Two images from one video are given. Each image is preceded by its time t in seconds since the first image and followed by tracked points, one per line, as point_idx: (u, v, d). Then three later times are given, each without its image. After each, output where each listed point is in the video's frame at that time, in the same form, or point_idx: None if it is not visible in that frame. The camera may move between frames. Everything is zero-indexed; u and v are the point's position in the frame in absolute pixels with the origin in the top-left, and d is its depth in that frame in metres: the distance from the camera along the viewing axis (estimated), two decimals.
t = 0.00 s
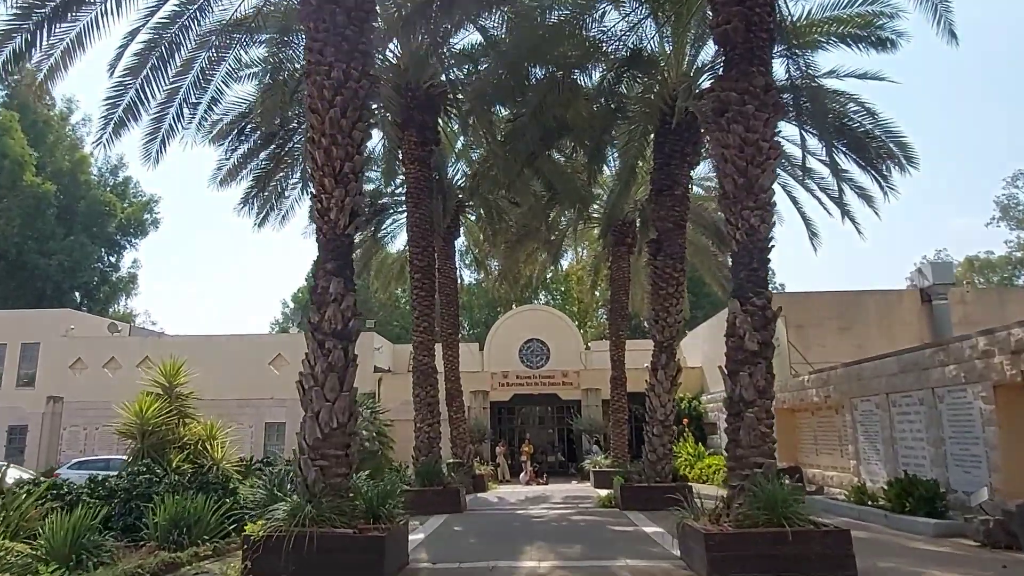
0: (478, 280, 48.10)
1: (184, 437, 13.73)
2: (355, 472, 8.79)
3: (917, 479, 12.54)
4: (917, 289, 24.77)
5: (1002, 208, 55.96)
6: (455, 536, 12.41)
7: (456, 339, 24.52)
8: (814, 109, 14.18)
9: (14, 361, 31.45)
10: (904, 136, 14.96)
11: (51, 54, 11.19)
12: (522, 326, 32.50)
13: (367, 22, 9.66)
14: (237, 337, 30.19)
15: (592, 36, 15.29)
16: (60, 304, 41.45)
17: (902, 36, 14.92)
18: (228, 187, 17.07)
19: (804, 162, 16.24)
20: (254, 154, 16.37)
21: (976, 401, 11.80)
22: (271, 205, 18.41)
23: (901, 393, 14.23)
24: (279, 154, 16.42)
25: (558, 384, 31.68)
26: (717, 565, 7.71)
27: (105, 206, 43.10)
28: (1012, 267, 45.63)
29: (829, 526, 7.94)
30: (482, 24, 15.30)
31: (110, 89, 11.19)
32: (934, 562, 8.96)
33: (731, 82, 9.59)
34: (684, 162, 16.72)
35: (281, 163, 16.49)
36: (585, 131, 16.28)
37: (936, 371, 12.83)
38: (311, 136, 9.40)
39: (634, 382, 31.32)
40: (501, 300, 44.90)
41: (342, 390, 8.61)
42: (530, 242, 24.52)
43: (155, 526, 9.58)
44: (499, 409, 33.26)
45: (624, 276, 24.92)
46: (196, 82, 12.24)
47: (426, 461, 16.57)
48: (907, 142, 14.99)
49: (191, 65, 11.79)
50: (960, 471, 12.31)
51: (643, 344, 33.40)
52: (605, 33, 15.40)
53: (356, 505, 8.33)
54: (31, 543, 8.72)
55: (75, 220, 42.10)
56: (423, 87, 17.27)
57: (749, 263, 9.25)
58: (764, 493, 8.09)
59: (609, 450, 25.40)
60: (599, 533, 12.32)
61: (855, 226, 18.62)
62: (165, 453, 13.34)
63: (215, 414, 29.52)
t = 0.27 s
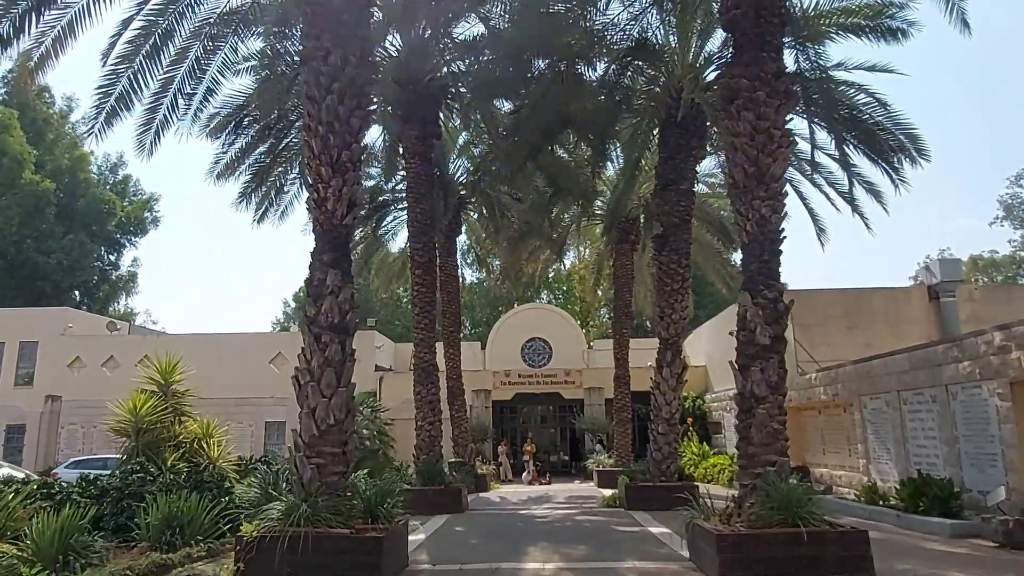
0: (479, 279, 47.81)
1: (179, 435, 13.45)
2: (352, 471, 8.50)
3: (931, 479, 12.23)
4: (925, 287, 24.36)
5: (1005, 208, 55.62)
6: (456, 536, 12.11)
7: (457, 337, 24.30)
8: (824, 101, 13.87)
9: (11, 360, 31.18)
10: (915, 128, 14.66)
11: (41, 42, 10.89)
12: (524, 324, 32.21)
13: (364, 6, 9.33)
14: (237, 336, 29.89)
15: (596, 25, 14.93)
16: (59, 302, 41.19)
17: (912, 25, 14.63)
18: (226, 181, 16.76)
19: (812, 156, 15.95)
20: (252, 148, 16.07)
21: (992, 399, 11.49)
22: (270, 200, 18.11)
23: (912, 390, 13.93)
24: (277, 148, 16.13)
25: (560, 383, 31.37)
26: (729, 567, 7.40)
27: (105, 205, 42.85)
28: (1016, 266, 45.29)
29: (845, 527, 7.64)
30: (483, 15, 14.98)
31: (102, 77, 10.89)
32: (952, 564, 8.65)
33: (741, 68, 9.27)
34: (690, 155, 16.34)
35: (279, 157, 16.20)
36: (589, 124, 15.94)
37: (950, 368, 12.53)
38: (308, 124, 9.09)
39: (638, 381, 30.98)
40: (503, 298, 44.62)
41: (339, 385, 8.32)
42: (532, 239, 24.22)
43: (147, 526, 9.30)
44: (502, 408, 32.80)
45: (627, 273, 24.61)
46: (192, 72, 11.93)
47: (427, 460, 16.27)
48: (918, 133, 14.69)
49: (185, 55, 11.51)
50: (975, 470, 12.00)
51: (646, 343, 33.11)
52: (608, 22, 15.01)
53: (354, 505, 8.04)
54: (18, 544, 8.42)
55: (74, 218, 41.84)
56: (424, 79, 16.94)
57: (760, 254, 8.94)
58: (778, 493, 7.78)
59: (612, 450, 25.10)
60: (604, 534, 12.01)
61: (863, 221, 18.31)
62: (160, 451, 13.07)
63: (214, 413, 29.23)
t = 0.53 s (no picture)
0: (481, 278, 47.51)
1: (175, 437, 13.16)
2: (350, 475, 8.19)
3: (945, 481, 11.89)
4: (932, 285, 23.96)
5: (1009, 207, 55.21)
6: (458, 541, 11.78)
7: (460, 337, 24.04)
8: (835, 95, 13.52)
9: (10, 360, 30.90)
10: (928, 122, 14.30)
11: (30, 32, 10.62)
12: (527, 324, 31.90)
13: None
14: (237, 336, 29.59)
15: (602, 16, 14.33)
16: (59, 302, 40.92)
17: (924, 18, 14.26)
18: (223, 177, 16.47)
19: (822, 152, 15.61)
20: (250, 144, 15.78)
21: (1009, 399, 11.15)
22: (269, 197, 17.81)
23: (925, 390, 13.60)
24: (275, 144, 15.83)
25: (564, 384, 31.05)
26: None
27: (105, 204, 42.58)
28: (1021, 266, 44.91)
29: (863, 534, 7.32)
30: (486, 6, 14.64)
31: (93, 68, 10.61)
32: (973, 570, 8.32)
33: (753, 57, 8.94)
34: (696, 151, 16.05)
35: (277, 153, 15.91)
36: (593, 119, 15.61)
37: (964, 368, 12.20)
38: (305, 115, 8.78)
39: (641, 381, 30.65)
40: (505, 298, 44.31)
41: (336, 386, 8.01)
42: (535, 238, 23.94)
43: (138, 532, 9.00)
44: (504, 409, 32.55)
45: (631, 272, 24.28)
46: (186, 64, 11.66)
47: (429, 462, 15.95)
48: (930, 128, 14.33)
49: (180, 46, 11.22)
50: (990, 473, 11.67)
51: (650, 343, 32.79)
52: (614, 14, 14.43)
53: (351, 510, 7.73)
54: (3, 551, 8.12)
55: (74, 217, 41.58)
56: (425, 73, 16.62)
57: (773, 250, 8.62)
58: (794, 498, 7.46)
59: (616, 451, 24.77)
60: (610, 538, 11.69)
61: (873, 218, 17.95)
62: (155, 454, 12.78)
63: (214, 414, 28.95)
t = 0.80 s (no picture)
0: (482, 278, 47.23)
1: (168, 436, 12.87)
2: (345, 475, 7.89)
3: (958, 480, 11.59)
4: (938, 282, 23.63)
5: (1012, 206, 54.87)
6: (458, 542, 11.47)
7: (461, 337, 23.75)
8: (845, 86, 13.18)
9: (7, 360, 30.63)
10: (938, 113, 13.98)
11: (18, 19, 10.40)
12: (528, 323, 31.63)
13: None
14: (236, 335, 29.34)
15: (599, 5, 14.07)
16: (57, 302, 40.62)
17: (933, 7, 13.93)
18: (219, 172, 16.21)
19: (829, 146, 15.31)
20: (245, 138, 15.50)
21: None
22: (266, 193, 17.54)
23: (935, 387, 13.29)
24: (270, 138, 15.55)
25: (565, 383, 30.75)
26: None
27: (104, 203, 42.33)
28: None
29: (880, 535, 7.00)
30: None
31: (82, 55, 10.37)
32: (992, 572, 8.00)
33: (761, 41, 8.66)
34: (701, 144, 15.77)
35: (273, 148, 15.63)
36: (595, 111, 15.32)
37: (976, 363, 11.89)
38: (299, 101, 8.49)
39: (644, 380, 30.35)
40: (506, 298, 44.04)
41: (330, 381, 7.71)
42: (536, 235, 23.65)
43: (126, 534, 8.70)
44: (505, 409, 32.27)
45: (634, 269, 23.98)
46: (178, 53, 11.42)
47: (429, 462, 15.65)
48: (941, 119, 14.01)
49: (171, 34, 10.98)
50: (1004, 471, 11.36)
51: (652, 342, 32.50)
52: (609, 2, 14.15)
53: (345, 511, 7.42)
54: None
55: (72, 217, 41.32)
56: (425, 65, 16.36)
57: (783, 240, 8.33)
58: (807, 497, 7.15)
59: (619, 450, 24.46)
60: (614, 539, 11.38)
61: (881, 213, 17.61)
62: (147, 453, 12.49)
63: (213, 414, 28.66)
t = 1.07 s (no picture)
0: (479, 277, 46.88)
1: (155, 439, 12.47)
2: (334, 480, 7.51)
3: (970, 483, 11.24)
4: (942, 280, 23.28)
5: (1010, 204, 54.64)
6: (454, 548, 11.09)
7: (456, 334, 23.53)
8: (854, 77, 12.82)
9: None
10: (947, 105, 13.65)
11: None
12: (524, 323, 31.25)
13: None
14: (230, 334, 28.94)
15: None
16: (48, 302, 40.13)
17: None
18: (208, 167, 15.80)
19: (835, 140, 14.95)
20: (235, 133, 15.09)
21: None
22: (257, 189, 17.13)
23: (945, 387, 12.95)
24: (260, 134, 15.13)
25: (563, 383, 30.39)
26: None
27: (96, 202, 41.88)
28: None
29: (897, 542, 6.64)
30: None
31: (61, 44, 9.97)
32: None
33: (768, 25, 8.30)
34: (702, 138, 15.41)
35: (262, 144, 15.20)
36: (594, 104, 14.94)
37: (988, 362, 11.54)
38: (284, 90, 8.10)
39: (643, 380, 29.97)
40: (503, 297, 43.67)
41: (317, 382, 7.33)
42: (533, 232, 23.28)
43: (105, 542, 8.30)
44: (502, 409, 31.92)
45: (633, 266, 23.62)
46: (162, 43, 11.02)
47: (424, 464, 15.26)
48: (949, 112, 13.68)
49: (155, 22, 10.57)
50: (1018, 473, 11.00)
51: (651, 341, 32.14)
52: None
53: (333, 518, 7.05)
54: None
55: (64, 215, 40.86)
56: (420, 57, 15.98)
57: (792, 233, 7.97)
58: (820, 503, 6.79)
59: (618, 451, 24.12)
60: (614, 544, 11.01)
61: (885, 207, 17.27)
62: (132, 456, 12.08)
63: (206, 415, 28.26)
